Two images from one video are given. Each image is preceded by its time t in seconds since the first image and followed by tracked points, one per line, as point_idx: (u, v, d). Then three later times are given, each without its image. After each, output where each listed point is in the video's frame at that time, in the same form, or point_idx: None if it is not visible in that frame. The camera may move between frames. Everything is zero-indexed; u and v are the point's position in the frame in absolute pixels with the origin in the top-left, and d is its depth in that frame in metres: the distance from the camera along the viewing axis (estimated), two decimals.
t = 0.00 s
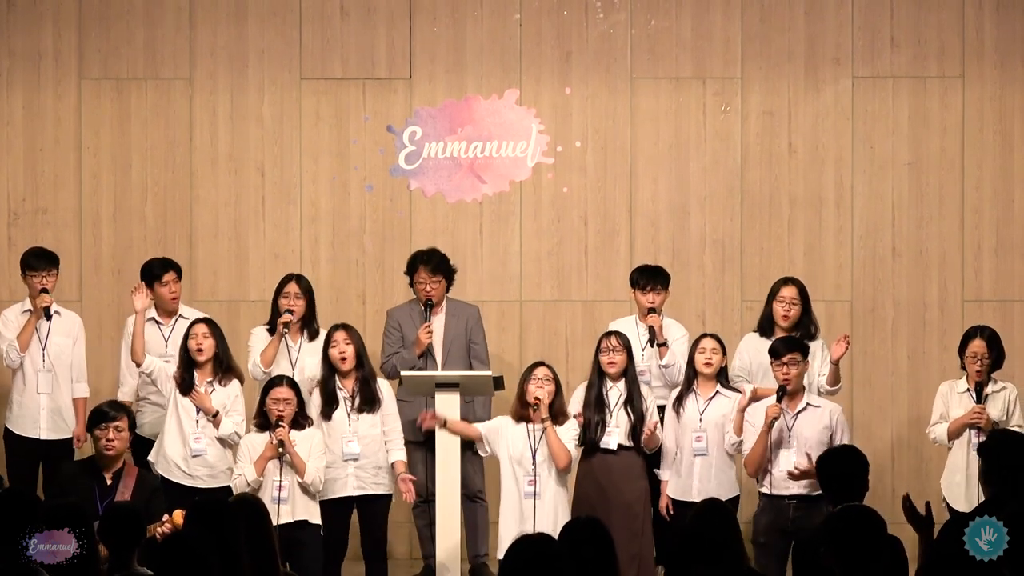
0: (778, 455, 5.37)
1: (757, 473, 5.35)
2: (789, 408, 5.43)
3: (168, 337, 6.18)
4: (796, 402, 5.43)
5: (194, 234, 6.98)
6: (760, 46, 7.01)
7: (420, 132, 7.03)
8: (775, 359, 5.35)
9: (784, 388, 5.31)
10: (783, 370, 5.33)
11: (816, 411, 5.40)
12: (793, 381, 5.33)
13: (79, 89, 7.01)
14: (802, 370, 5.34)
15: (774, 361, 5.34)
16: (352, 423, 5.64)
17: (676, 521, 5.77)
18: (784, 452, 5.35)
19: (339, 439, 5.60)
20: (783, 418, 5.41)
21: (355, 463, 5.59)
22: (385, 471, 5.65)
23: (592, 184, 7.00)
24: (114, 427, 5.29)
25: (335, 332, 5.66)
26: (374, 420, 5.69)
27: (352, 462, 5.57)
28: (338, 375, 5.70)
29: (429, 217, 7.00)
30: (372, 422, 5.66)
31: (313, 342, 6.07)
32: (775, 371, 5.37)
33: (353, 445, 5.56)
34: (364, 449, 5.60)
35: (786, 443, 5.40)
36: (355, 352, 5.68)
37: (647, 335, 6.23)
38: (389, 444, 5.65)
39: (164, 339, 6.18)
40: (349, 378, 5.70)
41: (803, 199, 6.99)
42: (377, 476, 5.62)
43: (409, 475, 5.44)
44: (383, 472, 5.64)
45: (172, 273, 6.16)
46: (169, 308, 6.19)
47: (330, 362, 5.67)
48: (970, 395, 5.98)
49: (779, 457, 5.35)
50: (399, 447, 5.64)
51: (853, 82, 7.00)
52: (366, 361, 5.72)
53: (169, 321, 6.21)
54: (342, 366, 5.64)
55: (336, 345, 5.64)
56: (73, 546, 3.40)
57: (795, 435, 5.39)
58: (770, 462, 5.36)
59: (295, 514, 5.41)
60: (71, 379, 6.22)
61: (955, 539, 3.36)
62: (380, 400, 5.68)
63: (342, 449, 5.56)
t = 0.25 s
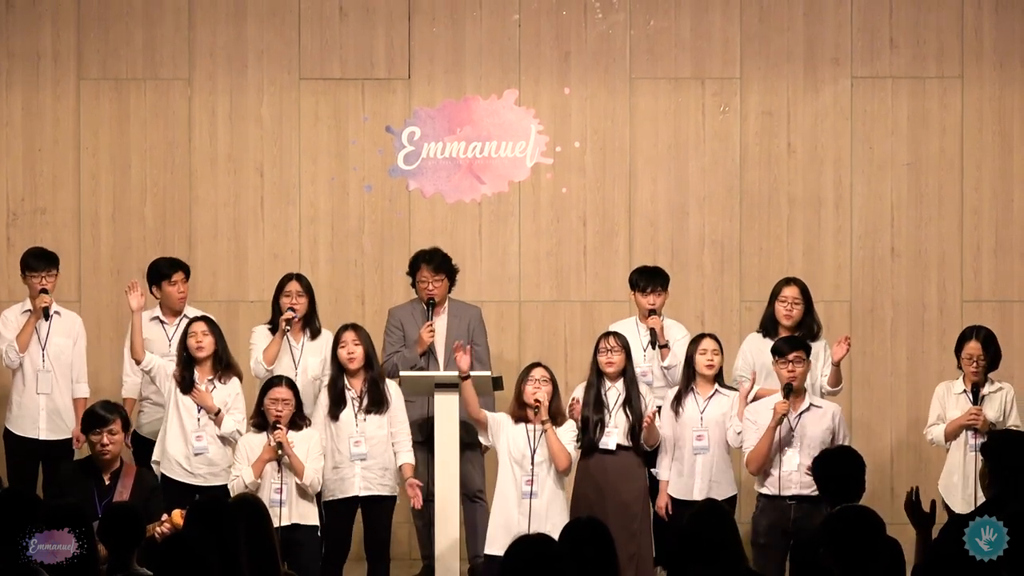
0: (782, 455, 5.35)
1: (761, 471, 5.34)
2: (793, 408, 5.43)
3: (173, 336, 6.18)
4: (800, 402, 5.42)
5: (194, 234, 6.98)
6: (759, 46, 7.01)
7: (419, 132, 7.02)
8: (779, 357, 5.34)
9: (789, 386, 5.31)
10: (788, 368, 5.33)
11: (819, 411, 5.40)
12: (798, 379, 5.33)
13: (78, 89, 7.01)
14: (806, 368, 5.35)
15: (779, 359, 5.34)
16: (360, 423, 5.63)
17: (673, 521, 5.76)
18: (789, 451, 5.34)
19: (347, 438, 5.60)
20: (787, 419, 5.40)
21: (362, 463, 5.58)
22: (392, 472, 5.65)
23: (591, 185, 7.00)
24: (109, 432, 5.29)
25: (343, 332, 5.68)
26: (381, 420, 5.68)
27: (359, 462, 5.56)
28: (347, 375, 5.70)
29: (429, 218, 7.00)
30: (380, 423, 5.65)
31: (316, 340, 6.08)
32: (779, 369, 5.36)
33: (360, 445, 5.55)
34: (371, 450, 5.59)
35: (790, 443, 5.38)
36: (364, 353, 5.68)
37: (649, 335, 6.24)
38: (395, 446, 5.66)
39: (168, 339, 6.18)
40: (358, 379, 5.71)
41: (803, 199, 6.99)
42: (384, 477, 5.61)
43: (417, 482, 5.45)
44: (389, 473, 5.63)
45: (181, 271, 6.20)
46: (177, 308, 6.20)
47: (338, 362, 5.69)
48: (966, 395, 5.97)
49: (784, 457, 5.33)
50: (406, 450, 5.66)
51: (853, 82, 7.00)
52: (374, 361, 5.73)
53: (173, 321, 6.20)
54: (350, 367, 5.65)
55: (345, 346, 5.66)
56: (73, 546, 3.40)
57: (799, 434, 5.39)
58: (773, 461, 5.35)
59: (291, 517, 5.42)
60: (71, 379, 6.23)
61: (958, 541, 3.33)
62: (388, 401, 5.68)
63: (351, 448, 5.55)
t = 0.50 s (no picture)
0: (778, 454, 5.34)
1: (757, 469, 5.32)
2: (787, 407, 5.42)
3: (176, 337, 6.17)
4: (795, 401, 5.42)
5: (193, 234, 6.98)
6: (759, 46, 7.01)
7: (419, 131, 7.03)
8: (774, 354, 5.37)
9: (786, 382, 5.31)
10: (783, 365, 5.35)
11: (814, 410, 5.41)
12: (794, 375, 5.35)
13: (78, 89, 7.01)
14: (801, 365, 5.38)
15: (774, 357, 5.37)
16: (361, 420, 5.62)
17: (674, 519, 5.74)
18: (784, 450, 5.33)
19: (348, 436, 5.58)
20: (782, 417, 5.40)
21: (363, 460, 5.55)
22: (395, 470, 5.61)
23: (591, 184, 7.00)
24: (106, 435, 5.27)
25: (349, 330, 5.69)
26: (383, 418, 5.67)
27: (360, 459, 5.53)
28: (350, 372, 5.70)
29: (428, 217, 7.00)
30: (382, 420, 5.65)
31: (321, 337, 6.10)
32: (774, 366, 5.38)
33: (361, 443, 5.53)
34: (371, 447, 5.57)
35: (785, 441, 5.37)
36: (368, 351, 5.68)
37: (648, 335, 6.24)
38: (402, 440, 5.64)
39: (171, 338, 6.17)
40: (361, 376, 5.71)
41: (802, 198, 6.99)
42: (385, 474, 5.57)
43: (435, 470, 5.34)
44: (390, 471, 5.60)
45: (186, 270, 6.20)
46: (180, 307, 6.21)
47: (342, 359, 5.68)
48: (965, 395, 5.97)
49: (780, 455, 5.32)
50: (416, 441, 5.63)
51: (852, 81, 7.01)
52: (379, 360, 5.73)
53: (176, 322, 6.20)
54: (354, 365, 5.65)
55: (349, 343, 5.66)
56: (73, 546, 3.39)
57: (794, 433, 5.39)
58: (769, 459, 5.33)
59: (291, 514, 5.42)
60: (75, 379, 6.20)
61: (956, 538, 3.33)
62: (391, 400, 5.67)
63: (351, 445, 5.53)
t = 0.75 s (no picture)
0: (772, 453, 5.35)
1: (752, 468, 5.33)
2: (781, 406, 5.43)
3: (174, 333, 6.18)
4: (789, 400, 5.43)
5: (193, 233, 6.98)
6: (758, 45, 7.01)
7: (418, 131, 7.02)
8: (768, 354, 5.37)
9: (779, 382, 5.33)
10: (777, 366, 5.37)
11: (808, 410, 5.41)
12: (788, 375, 5.35)
13: (77, 88, 7.01)
14: (795, 365, 5.38)
15: (768, 357, 5.38)
16: (357, 420, 5.64)
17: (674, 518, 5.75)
18: (779, 449, 5.34)
19: (344, 435, 5.60)
20: (776, 417, 5.41)
21: (359, 460, 5.56)
22: (392, 470, 5.62)
23: (590, 183, 7.00)
24: (108, 428, 5.28)
25: (348, 329, 5.69)
26: (380, 418, 5.68)
27: (355, 458, 5.55)
28: (348, 371, 5.71)
29: (427, 216, 7.00)
30: (378, 421, 5.65)
31: (324, 335, 6.12)
32: (767, 367, 5.40)
33: (357, 443, 5.55)
34: (367, 447, 5.59)
35: (778, 440, 5.39)
36: (366, 350, 5.70)
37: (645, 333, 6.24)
38: (398, 441, 5.64)
39: (169, 334, 6.18)
40: (358, 375, 5.72)
41: (801, 198, 6.99)
42: (381, 475, 5.58)
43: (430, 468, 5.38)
44: (387, 471, 5.61)
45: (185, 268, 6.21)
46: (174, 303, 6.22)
47: (340, 357, 5.70)
48: (969, 394, 5.99)
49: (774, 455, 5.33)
50: (411, 442, 5.63)
51: (851, 81, 7.01)
52: (377, 359, 5.74)
53: (175, 319, 6.21)
54: (352, 363, 5.67)
55: (348, 342, 5.68)
56: (73, 546, 3.41)
57: (787, 432, 5.39)
58: (764, 459, 5.35)
59: (293, 512, 5.40)
60: (77, 379, 6.22)
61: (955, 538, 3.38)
62: (388, 400, 5.68)
63: (347, 445, 5.55)
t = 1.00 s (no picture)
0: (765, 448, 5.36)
1: (745, 464, 5.34)
2: (774, 402, 5.44)
3: (166, 330, 6.18)
4: (781, 395, 5.44)
5: (188, 229, 6.98)
6: (753, 41, 7.02)
7: (413, 127, 7.02)
8: (760, 350, 5.38)
9: (772, 377, 5.33)
10: (769, 362, 5.37)
11: (801, 405, 5.41)
12: (781, 371, 5.36)
13: (73, 84, 7.01)
14: (788, 361, 5.39)
15: (761, 353, 5.37)
16: (345, 416, 5.68)
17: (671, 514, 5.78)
18: (771, 445, 5.34)
19: (331, 432, 5.64)
20: (768, 412, 5.42)
21: (346, 456, 5.61)
22: (378, 467, 5.67)
23: (585, 179, 7.00)
24: (103, 424, 5.31)
25: (340, 326, 5.70)
26: (366, 416, 5.72)
27: (342, 455, 5.59)
28: (337, 367, 5.74)
29: (423, 212, 6.99)
30: (365, 417, 5.70)
31: (317, 333, 6.11)
32: (760, 362, 5.40)
33: (344, 439, 5.60)
34: (355, 443, 5.63)
35: (770, 436, 5.39)
36: (358, 348, 5.73)
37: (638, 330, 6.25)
38: (382, 440, 5.69)
39: (161, 332, 6.18)
40: (348, 372, 5.75)
41: (797, 194, 7.00)
42: (367, 471, 5.63)
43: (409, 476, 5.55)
44: (373, 468, 5.65)
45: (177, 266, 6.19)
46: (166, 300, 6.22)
47: (331, 354, 5.72)
48: (970, 389, 6.02)
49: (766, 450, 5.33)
50: (394, 443, 5.68)
51: (847, 77, 7.01)
52: (367, 357, 5.77)
53: (166, 316, 6.20)
54: (342, 360, 5.69)
55: (340, 338, 5.70)
56: (73, 546, 3.37)
57: (780, 427, 5.41)
58: (756, 454, 5.35)
59: (286, 513, 5.42)
60: (72, 374, 6.21)
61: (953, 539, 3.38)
62: (376, 398, 5.72)
63: (335, 441, 5.59)
